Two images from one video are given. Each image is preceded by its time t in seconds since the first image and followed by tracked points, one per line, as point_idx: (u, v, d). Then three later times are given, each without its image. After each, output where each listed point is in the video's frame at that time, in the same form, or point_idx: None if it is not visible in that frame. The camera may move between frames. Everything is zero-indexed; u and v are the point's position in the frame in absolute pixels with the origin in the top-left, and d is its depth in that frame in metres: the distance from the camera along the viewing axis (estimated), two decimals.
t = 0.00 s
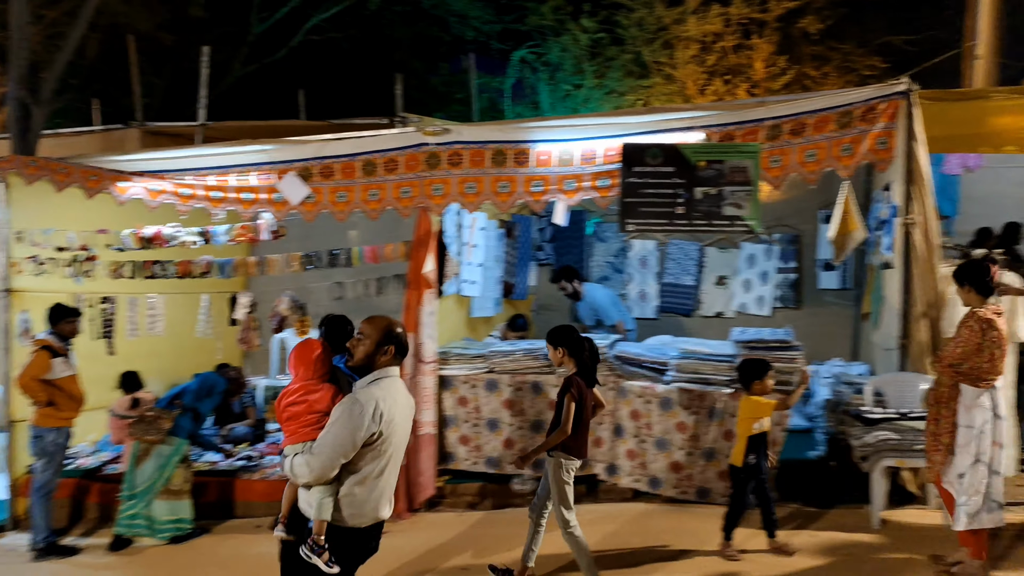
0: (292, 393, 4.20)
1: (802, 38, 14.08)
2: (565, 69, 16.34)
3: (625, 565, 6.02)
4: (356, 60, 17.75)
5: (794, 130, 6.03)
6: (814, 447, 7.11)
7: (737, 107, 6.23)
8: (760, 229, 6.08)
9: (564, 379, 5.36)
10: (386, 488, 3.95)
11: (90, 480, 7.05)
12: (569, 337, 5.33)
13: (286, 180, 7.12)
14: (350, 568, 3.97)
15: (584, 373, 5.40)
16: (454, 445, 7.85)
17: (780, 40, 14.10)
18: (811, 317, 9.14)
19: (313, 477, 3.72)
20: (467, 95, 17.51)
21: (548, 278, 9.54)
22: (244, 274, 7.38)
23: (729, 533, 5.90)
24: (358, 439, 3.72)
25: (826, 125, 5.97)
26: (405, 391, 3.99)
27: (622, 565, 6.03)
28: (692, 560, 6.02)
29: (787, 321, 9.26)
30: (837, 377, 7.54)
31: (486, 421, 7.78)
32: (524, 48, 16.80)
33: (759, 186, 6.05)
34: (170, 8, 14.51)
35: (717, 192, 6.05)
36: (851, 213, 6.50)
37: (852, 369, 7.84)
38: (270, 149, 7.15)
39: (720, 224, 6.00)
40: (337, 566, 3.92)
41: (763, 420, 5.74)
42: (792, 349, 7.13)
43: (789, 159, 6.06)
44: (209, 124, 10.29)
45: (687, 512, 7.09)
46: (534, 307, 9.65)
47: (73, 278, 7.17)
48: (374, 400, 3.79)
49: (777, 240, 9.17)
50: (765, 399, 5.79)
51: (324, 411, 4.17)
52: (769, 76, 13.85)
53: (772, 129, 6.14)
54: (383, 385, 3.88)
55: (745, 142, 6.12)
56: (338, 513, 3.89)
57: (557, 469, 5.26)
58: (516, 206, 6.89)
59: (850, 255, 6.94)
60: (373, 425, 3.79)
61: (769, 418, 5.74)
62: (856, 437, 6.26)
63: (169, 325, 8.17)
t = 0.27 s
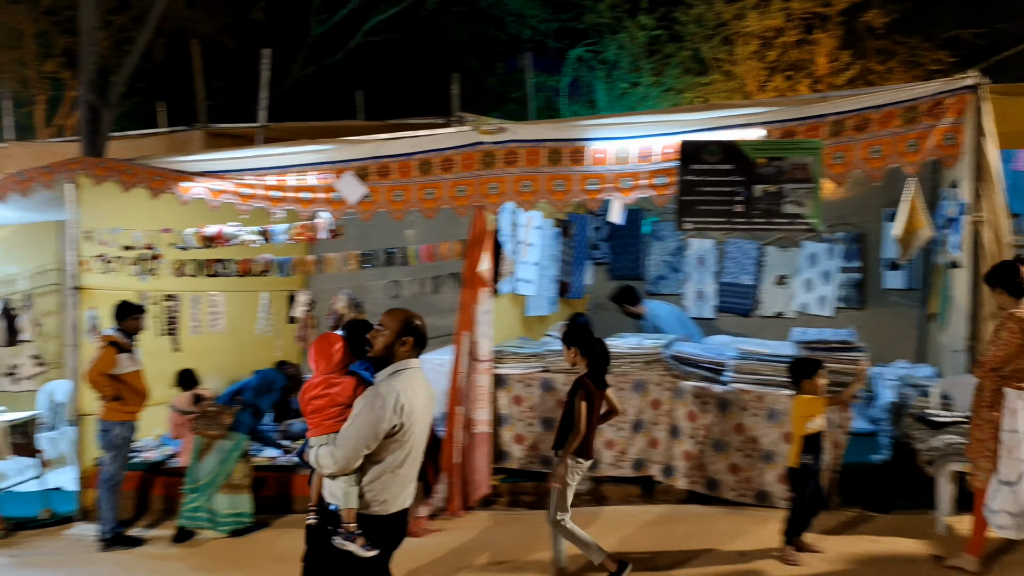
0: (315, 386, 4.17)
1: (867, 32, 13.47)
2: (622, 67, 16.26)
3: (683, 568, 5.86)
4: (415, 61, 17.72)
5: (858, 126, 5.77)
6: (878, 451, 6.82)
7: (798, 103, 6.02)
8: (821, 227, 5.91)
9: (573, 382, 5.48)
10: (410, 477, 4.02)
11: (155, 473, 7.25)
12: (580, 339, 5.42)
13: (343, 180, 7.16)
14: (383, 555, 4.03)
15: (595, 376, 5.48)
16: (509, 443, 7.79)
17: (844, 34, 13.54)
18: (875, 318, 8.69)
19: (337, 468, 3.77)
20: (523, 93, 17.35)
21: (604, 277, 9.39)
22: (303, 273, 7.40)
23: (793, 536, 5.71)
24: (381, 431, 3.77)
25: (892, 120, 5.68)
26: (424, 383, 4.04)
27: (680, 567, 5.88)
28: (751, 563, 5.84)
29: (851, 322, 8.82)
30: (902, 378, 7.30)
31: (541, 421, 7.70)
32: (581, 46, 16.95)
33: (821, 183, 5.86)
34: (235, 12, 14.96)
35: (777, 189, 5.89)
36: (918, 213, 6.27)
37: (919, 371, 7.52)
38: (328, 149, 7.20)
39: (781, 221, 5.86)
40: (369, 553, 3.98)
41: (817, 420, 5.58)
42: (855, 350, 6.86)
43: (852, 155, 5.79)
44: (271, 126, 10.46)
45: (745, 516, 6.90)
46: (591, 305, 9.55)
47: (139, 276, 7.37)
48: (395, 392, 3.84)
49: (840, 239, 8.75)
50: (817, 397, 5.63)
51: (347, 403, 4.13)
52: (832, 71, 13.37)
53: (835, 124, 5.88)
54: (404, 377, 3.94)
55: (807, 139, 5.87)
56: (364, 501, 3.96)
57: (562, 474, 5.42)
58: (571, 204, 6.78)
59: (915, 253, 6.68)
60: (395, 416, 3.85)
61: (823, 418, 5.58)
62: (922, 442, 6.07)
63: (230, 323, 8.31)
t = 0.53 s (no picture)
0: (349, 388, 4.19)
1: (954, 23, 11.51)
2: (697, 64, 15.20)
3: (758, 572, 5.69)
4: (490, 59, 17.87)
5: (945, 120, 5.49)
6: (965, 456, 6.56)
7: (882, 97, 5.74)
8: (907, 225, 5.59)
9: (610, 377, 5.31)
10: (440, 481, 3.95)
11: (235, 466, 7.41)
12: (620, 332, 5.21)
13: (417, 179, 7.17)
14: (413, 559, 4.00)
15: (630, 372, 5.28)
16: (580, 443, 7.65)
17: (929, 27, 11.67)
18: (963, 320, 7.95)
19: (363, 469, 3.75)
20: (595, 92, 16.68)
21: (679, 276, 9.02)
22: (377, 271, 7.51)
23: (876, 543, 5.45)
24: (406, 434, 3.72)
25: (981, 114, 5.37)
26: (458, 386, 3.95)
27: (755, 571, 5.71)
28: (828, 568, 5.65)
29: (938, 324, 8.07)
30: (991, 382, 6.69)
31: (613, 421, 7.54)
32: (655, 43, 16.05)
33: (906, 180, 5.53)
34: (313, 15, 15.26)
35: (859, 186, 5.56)
36: (1008, 207, 5.57)
37: (1007, 375, 6.91)
38: (402, 149, 7.20)
39: (862, 220, 5.53)
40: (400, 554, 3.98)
41: (900, 421, 5.28)
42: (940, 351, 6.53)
43: (939, 150, 5.52)
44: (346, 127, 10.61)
45: (824, 521, 6.64)
46: (664, 305, 9.11)
47: (219, 274, 7.54)
48: (424, 396, 3.78)
49: (926, 238, 8.02)
50: (899, 397, 5.32)
51: (380, 404, 4.13)
52: (918, 65, 11.66)
53: (921, 118, 5.61)
54: (435, 380, 3.87)
55: (891, 133, 5.62)
56: (394, 502, 3.94)
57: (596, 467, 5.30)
58: (645, 202, 6.75)
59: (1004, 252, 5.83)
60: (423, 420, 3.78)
61: (905, 418, 5.29)
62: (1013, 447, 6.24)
63: (307, 320, 8.42)
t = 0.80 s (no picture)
0: (361, 388, 4.26)
1: None
2: (755, 60, 14.91)
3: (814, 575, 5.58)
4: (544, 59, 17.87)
5: (1014, 114, 5.25)
6: None
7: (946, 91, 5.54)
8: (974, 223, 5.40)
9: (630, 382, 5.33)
10: (445, 487, 3.79)
11: (294, 462, 7.56)
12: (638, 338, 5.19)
13: (472, 179, 7.14)
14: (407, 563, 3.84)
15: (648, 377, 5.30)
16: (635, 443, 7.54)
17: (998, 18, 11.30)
18: None
19: (366, 470, 3.62)
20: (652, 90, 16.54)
21: (735, 275, 9.09)
22: (433, 270, 7.53)
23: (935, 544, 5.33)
24: (411, 437, 3.58)
25: None
26: (469, 392, 3.81)
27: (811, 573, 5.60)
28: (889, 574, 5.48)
29: (1007, 325, 7.61)
30: None
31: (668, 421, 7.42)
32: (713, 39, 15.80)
33: (973, 176, 5.34)
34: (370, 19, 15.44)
35: (924, 182, 5.42)
36: None
37: None
38: (458, 149, 7.26)
39: (927, 217, 5.38)
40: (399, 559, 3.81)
41: (965, 421, 5.17)
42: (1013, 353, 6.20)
43: (1008, 146, 5.28)
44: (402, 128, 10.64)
45: (886, 525, 6.45)
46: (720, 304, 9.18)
47: (279, 273, 7.66)
48: (430, 400, 3.65)
49: (992, 235, 7.56)
50: (960, 397, 5.24)
51: (390, 406, 4.21)
52: (987, 58, 11.25)
53: (988, 113, 5.37)
54: (444, 384, 3.74)
55: (956, 129, 5.39)
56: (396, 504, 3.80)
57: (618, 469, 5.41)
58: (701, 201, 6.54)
59: None
60: (429, 424, 3.65)
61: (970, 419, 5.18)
62: None
63: (363, 319, 8.44)
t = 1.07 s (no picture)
0: (368, 382, 4.66)
1: None
2: (808, 55, 14.70)
3: None
4: (594, 57, 17.74)
5: None
6: None
7: (1007, 86, 5.44)
8: None
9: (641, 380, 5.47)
10: (454, 480, 3.79)
11: (342, 460, 7.62)
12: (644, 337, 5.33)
13: (519, 177, 7.18)
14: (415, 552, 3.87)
15: (656, 377, 5.40)
16: (685, 444, 7.47)
17: None
18: None
19: (373, 459, 3.71)
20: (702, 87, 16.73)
21: (786, 275, 9.02)
22: (480, 269, 7.56)
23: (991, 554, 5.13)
24: (416, 427, 3.64)
25: None
26: (476, 387, 3.83)
27: None
28: None
29: None
30: None
31: (718, 421, 7.32)
32: (763, 35, 15.72)
33: None
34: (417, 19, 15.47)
35: (982, 179, 5.30)
36: None
37: None
38: (504, 148, 7.28)
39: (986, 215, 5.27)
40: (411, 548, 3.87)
41: None
42: None
43: None
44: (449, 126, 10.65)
45: (943, 531, 6.29)
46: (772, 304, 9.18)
47: (327, 272, 7.74)
48: (435, 392, 3.70)
49: None
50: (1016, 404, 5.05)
51: (394, 398, 4.57)
52: None
53: None
54: (450, 377, 3.78)
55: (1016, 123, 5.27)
56: (407, 495, 3.84)
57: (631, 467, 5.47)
58: (752, 199, 6.44)
59: None
60: (434, 415, 3.69)
61: None
62: None
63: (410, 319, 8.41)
